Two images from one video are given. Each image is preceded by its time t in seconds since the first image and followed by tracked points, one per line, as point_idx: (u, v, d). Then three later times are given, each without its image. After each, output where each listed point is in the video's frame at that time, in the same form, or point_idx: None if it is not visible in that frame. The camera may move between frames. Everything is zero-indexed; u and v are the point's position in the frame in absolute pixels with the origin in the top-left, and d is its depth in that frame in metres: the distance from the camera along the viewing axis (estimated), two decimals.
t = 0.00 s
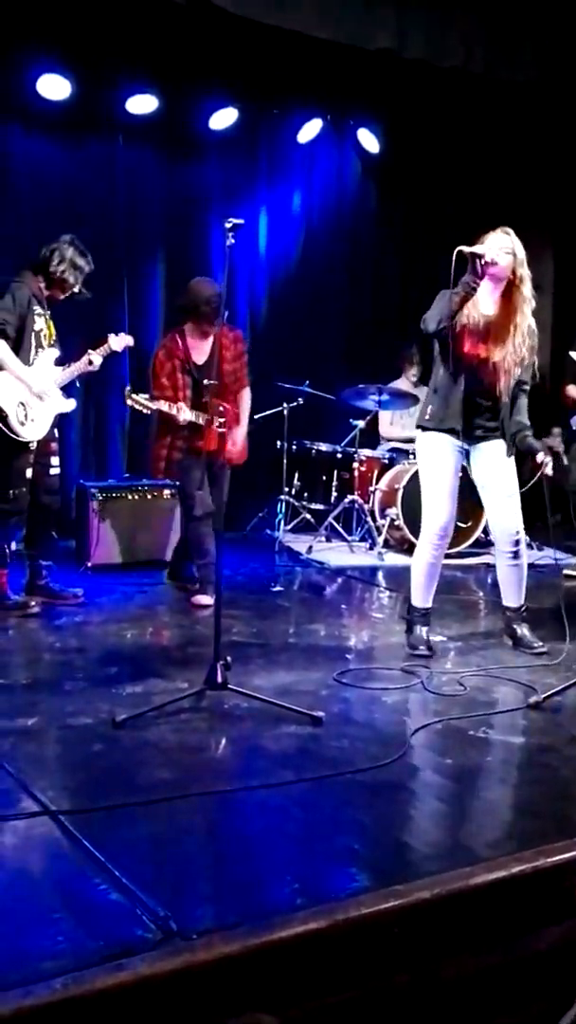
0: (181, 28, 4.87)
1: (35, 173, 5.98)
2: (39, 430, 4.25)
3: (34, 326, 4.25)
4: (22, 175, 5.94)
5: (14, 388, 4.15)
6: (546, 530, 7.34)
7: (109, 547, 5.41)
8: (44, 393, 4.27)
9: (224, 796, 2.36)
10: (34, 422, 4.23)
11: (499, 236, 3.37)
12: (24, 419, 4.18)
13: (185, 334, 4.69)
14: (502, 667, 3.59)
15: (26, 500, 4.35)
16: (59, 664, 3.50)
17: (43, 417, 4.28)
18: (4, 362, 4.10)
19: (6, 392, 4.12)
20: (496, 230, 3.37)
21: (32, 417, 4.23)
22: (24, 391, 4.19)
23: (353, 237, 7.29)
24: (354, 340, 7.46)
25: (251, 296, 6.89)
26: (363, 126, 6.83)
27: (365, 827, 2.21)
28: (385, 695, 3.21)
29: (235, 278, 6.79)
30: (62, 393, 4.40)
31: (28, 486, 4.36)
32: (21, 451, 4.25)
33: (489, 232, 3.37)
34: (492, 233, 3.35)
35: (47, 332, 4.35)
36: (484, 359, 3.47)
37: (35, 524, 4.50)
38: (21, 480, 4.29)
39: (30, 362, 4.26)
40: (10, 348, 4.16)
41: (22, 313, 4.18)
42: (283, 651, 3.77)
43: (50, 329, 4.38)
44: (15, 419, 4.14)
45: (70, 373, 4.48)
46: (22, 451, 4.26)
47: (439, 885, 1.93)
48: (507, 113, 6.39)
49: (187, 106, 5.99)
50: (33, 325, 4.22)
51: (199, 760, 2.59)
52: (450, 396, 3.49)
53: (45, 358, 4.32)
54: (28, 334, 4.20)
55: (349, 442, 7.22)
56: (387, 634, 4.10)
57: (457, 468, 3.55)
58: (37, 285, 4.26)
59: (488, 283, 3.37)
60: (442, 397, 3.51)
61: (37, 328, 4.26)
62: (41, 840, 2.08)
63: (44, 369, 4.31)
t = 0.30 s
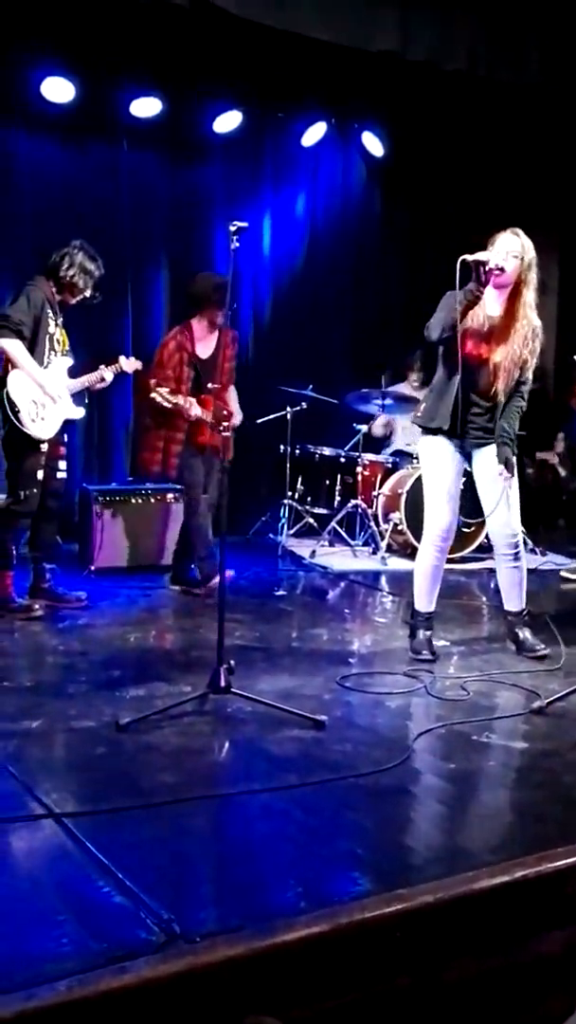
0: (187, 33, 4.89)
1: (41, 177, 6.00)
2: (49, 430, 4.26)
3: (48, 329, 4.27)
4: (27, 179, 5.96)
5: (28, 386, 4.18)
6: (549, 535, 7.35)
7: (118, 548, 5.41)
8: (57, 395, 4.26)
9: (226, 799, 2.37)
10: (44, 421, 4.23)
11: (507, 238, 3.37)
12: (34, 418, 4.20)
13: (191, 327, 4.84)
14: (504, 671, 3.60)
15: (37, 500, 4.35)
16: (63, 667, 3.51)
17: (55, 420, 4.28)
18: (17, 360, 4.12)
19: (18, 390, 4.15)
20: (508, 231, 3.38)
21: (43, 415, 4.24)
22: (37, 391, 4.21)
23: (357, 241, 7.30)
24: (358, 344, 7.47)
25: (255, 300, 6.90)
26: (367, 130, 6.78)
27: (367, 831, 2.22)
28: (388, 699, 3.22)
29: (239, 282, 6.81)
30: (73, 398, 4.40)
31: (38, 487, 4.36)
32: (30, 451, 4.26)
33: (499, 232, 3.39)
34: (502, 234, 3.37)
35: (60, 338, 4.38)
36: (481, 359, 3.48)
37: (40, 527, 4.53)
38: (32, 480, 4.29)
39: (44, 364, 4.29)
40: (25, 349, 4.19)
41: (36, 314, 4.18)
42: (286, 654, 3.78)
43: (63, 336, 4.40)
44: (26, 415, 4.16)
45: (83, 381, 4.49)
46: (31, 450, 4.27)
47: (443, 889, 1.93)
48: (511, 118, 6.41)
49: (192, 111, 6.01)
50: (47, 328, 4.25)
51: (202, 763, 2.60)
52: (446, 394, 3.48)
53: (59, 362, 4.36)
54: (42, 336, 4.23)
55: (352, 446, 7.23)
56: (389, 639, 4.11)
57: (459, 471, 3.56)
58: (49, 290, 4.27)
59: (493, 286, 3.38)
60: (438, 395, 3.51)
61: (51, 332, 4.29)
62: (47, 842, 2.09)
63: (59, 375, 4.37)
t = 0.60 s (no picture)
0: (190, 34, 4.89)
1: (45, 179, 6.02)
2: (62, 431, 4.30)
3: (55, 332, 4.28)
4: (31, 180, 5.98)
5: (39, 389, 4.21)
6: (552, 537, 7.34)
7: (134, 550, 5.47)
8: (67, 395, 4.30)
9: (229, 801, 2.37)
10: (58, 424, 4.27)
11: (520, 237, 3.34)
12: (49, 421, 4.24)
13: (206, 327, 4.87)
14: (507, 673, 3.60)
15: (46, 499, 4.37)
16: (67, 669, 3.51)
17: (66, 422, 4.33)
18: (28, 364, 4.15)
19: (31, 394, 4.17)
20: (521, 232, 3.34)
21: (56, 418, 4.27)
22: (49, 394, 4.25)
23: (361, 242, 7.29)
24: (361, 345, 7.48)
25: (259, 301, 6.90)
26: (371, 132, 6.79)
27: (369, 832, 2.22)
28: (391, 701, 3.22)
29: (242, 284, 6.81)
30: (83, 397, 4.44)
31: (49, 487, 4.39)
32: (40, 453, 4.28)
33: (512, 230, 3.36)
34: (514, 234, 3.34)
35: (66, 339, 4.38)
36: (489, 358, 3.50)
37: (47, 528, 4.54)
38: (44, 481, 4.32)
39: (53, 366, 4.31)
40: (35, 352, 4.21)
41: (45, 317, 4.19)
42: (289, 656, 3.78)
43: (68, 337, 4.41)
44: (40, 419, 4.19)
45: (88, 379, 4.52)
46: (43, 452, 4.29)
47: (447, 890, 1.93)
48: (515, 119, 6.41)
49: (196, 112, 6.02)
50: (55, 330, 4.26)
51: (206, 764, 2.61)
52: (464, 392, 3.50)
53: (68, 362, 4.39)
54: (51, 337, 4.25)
55: (355, 448, 7.23)
56: (393, 640, 4.11)
57: (462, 471, 3.55)
58: (55, 292, 4.27)
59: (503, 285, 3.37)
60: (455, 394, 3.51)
61: (60, 334, 4.30)
62: (51, 843, 2.09)
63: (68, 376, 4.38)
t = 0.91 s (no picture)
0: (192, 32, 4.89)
1: (48, 178, 6.01)
2: (67, 432, 4.31)
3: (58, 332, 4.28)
4: (34, 179, 5.96)
5: (41, 393, 4.22)
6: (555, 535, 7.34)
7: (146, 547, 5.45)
8: (72, 396, 4.31)
9: (232, 799, 2.37)
10: (62, 425, 4.28)
11: (524, 251, 3.36)
12: (52, 424, 4.24)
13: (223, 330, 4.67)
14: (510, 671, 3.59)
15: (50, 500, 4.36)
16: (69, 668, 3.51)
17: (73, 421, 4.34)
18: (30, 368, 4.16)
19: (32, 398, 4.19)
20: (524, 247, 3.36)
21: (60, 421, 4.28)
22: (52, 396, 4.26)
23: (363, 240, 7.29)
24: (363, 344, 7.47)
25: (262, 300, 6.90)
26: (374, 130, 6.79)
27: (372, 830, 2.22)
28: (395, 699, 3.22)
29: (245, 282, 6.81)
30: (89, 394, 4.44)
31: (53, 486, 4.38)
32: (45, 452, 4.28)
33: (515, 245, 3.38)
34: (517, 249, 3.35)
35: (70, 335, 4.38)
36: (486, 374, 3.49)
37: (51, 527, 4.49)
38: (47, 480, 4.32)
39: (58, 366, 4.31)
40: (36, 356, 4.23)
41: (44, 319, 4.20)
42: (293, 654, 3.78)
43: (73, 329, 4.40)
44: (44, 423, 4.20)
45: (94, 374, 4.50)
46: (48, 451, 4.29)
47: (449, 889, 1.93)
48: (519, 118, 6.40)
49: (199, 110, 6.01)
50: (57, 329, 4.27)
51: (209, 762, 2.61)
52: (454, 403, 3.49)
53: (73, 359, 4.38)
54: (53, 339, 4.25)
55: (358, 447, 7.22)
56: (395, 639, 4.10)
57: (462, 474, 3.54)
58: (53, 290, 4.27)
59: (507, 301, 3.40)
60: (448, 403, 3.50)
61: (62, 332, 4.30)
62: (55, 841, 2.10)
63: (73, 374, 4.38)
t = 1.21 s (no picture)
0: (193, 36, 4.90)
1: (48, 182, 6.02)
2: (64, 437, 4.33)
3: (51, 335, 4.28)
4: (34, 180, 5.99)
5: (35, 400, 4.23)
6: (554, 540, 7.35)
7: (158, 548, 5.48)
8: (67, 402, 4.32)
9: (232, 801, 2.38)
10: (59, 432, 4.29)
11: (527, 243, 3.37)
12: (48, 431, 4.26)
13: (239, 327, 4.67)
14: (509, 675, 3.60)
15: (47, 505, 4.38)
16: (70, 672, 3.51)
17: (69, 425, 4.36)
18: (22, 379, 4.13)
19: (26, 406, 4.20)
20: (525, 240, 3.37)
21: (56, 427, 4.29)
22: (47, 403, 4.26)
23: (363, 243, 7.32)
24: (363, 349, 7.49)
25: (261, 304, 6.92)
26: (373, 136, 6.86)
27: (372, 833, 2.23)
28: (394, 703, 3.23)
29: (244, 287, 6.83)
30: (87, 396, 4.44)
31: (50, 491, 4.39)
32: (41, 458, 4.29)
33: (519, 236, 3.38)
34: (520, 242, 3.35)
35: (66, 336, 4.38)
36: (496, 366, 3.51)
37: (49, 532, 4.54)
38: (42, 485, 4.32)
39: (53, 370, 4.31)
40: (27, 366, 4.20)
41: (32, 327, 4.18)
42: (292, 658, 3.78)
43: (69, 329, 4.41)
44: (40, 432, 4.21)
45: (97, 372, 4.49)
46: (45, 457, 4.30)
47: (449, 892, 1.94)
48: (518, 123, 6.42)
49: (199, 115, 6.03)
50: (48, 334, 4.25)
51: (209, 766, 2.61)
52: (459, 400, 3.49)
53: (69, 363, 4.37)
54: (45, 345, 4.24)
55: (357, 451, 7.23)
56: (395, 643, 4.11)
57: (467, 473, 3.55)
58: (40, 293, 4.25)
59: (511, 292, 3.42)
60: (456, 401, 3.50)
61: (54, 336, 4.29)
62: (55, 844, 2.10)
63: (71, 377, 4.38)
